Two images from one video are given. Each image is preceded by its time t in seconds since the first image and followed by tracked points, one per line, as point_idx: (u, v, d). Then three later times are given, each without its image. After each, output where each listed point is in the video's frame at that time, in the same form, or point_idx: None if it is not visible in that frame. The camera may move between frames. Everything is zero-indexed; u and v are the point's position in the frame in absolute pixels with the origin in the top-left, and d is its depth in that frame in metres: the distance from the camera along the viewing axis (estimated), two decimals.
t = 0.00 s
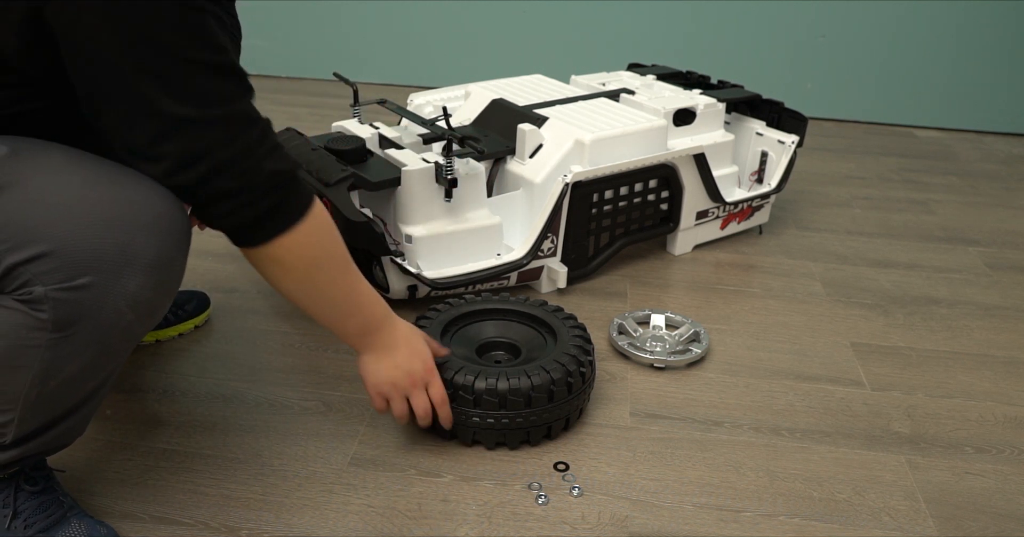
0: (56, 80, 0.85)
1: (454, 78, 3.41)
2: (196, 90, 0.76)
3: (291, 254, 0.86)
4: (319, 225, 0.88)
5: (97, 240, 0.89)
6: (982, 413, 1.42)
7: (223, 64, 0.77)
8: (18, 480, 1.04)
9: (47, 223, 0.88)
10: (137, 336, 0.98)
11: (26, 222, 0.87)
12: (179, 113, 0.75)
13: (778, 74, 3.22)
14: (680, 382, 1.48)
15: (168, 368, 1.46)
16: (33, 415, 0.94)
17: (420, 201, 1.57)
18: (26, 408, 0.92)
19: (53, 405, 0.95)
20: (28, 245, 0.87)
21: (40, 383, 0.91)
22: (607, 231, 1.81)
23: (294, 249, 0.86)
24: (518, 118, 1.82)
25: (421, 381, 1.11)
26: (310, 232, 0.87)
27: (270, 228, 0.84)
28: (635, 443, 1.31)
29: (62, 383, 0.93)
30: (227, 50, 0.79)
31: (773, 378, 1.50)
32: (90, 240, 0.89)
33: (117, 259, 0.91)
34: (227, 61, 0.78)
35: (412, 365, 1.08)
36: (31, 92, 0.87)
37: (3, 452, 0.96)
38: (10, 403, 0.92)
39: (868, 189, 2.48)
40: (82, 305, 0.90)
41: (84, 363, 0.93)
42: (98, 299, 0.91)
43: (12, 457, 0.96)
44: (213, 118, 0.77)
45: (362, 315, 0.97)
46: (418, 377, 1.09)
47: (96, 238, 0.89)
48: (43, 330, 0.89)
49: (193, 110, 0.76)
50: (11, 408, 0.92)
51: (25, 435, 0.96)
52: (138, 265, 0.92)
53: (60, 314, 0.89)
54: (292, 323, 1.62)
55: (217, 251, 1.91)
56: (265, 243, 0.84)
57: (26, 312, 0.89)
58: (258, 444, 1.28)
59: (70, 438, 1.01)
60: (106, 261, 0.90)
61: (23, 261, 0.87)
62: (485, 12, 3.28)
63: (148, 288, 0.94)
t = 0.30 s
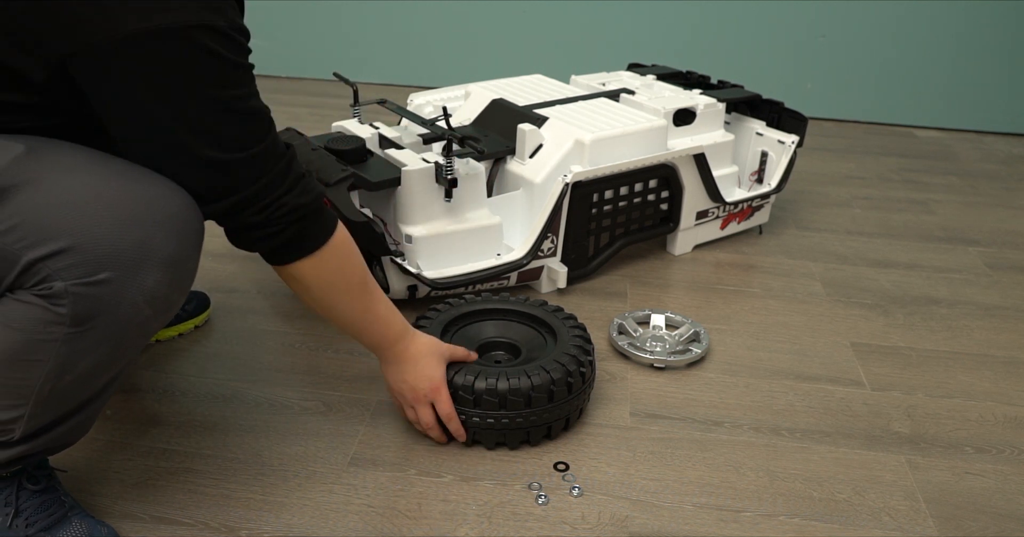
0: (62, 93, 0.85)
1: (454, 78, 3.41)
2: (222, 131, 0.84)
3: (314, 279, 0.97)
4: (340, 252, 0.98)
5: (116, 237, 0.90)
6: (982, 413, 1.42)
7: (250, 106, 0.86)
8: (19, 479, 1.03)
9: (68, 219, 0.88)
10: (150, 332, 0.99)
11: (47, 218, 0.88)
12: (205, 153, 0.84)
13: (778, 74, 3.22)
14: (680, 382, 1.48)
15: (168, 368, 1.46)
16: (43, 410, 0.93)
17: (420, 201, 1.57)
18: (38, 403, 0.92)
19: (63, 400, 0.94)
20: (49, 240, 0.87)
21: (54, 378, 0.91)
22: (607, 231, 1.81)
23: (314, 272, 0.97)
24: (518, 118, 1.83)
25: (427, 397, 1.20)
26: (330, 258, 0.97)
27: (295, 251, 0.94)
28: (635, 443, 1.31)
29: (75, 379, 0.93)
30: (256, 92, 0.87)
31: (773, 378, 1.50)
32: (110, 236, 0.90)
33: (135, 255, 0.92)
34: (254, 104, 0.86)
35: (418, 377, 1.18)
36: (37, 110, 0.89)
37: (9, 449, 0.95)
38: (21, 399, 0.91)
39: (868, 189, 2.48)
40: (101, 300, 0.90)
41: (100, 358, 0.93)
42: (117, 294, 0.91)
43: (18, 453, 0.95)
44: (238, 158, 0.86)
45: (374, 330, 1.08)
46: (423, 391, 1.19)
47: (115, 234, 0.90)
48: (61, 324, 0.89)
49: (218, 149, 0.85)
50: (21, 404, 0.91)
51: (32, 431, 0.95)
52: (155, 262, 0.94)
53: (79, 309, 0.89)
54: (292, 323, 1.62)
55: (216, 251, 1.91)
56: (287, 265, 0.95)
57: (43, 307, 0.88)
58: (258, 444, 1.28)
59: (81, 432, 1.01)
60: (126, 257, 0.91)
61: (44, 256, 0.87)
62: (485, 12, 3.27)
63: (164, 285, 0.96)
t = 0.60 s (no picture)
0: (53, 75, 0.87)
1: (454, 78, 3.41)
2: (187, 89, 0.78)
3: (298, 251, 0.87)
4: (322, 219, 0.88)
5: (119, 240, 0.90)
6: (982, 413, 1.42)
7: (221, 64, 0.79)
8: (19, 479, 1.03)
9: (72, 222, 0.88)
10: (152, 336, 0.99)
11: (50, 220, 0.88)
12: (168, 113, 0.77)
13: (778, 74, 3.22)
14: (680, 382, 1.48)
15: (168, 368, 1.46)
16: (43, 412, 0.93)
17: (420, 201, 1.57)
18: (37, 404, 0.92)
19: (62, 403, 0.94)
20: (52, 243, 0.87)
21: (54, 380, 0.91)
22: (607, 231, 1.81)
23: (296, 246, 0.86)
24: (519, 118, 1.83)
25: (436, 363, 1.08)
26: (313, 228, 0.87)
27: (268, 225, 0.84)
28: (635, 443, 1.31)
29: (75, 381, 0.93)
30: (232, 54, 0.81)
31: (773, 378, 1.50)
32: (113, 240, 0.90)
33: (138, 259, 0.92)
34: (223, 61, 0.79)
35: (426, 351, 1.06)
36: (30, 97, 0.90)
37: (9, 450, 0.95)
38: (21, 400, 0.91)
39: (868, 189, 2.48)
40: (102, 304, 0.90)
41: (100, 361, 0.93)
42: (119, 298, 0.91)
43: (17, 454, 0.95)
44: (198, 117, 0.78)
45: (370, 304, 0.97)
46: (430, 359, 1.07)
47: (118, 238, 0.90)
48: (62, 327, 0.89)
49: (182, 107, 0.77)
50: (21, 405, 0.91)
51: (32, 432, 0.95)
52: (158, 267, 0.94)
53: (81, 312, 0.89)
54: (293, 323, 1.62)
55: (217, 251, 1.91)
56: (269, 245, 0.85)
57: (45, 309, 0.88)
58: (259, 444, 1.28)
59: (81, 433, 1.01)
60: (129, 261, 0.91)
61: (46, 258, 0.87)
62: (485, 12, 3.27)
63: (166, 289, 0.95)
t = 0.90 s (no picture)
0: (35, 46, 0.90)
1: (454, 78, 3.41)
2: None
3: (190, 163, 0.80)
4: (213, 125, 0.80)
5: (98, 237, 0.90)
6: (981, 413, 1.42)
7: None
8: (18, 480, 1.04)
9: (50, 217, 0.88)
10: (135, 333, 0.99)
11: (29, 215, 0.87)
12: None
13: (777, 74, 3.22)
14: (680, 382, 1.48)
15: (168, 368, 1.46)
16: (30, 412, 0.94)
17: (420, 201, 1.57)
18: (23, 404, 0.92)
19: (50, 402, 0.95)
20: (29, 239, 0.87)
21: (37, 379, 0.92)
22: (608, 231, 1.81)
23: (187, 163, 0.79)
24: (519, 118, 1.83)
25: (368, 277, 0.90)
26: (203, 138, 0.79)
27: (160, 148, 0.77)
28: (635, 443, 1.31)
29: (59, 379, 0.93)
30: None
31: (773, 378, 1.50)
32: (92, 236, 0.90)
33: (118, 256, 0.92)
34: None
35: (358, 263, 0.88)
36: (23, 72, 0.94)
37: None
38: (7, 398, 0.92)
39: (868, 189, 2.48)
40: (81, 301, 0.90)
41: (83, 359, 0.94)
42: (98, 295, 0.91)
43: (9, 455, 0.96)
44: (93, 31, 0.72)
45: (289, 220, 0.88)
46: (359, 272, 0.89)
47: (98, 235, 0.90)
48: (42, 325, 0.89)
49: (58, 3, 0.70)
50: (9, 404, 0.92)
51: (22, 433, 0.96)
52: (138, 264, 0.94)
53: (59, 309, 0.89)
54: (293, 323, 1.62)
55: (217, 251, 1.91)
56: (155, 158, 0.78)
57: (25, 307, 0.89)
58: (258, 444, 1.28)
59: (78, 430, 1.02)
60: (108, 258, 0.91)
61: (24, 255, 0.87)
62: (485, 12, 3.27)
63: (146, 286, 0.96)
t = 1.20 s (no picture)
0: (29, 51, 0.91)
1: (454, 78, 3.41)
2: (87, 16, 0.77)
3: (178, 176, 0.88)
4: (219, 149, 0.88)
5: (79, 237, 0.91)
6: (980, 412, 1.42)
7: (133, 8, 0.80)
8: (17, 480, 1.04)
9: (32, 219, 0.88)
10: (123, 333, 0.99)
11: (10, 217, 0.88)
12: (43, 15, 0.76)
13: (777, 74, 3.22)
14: (680, 382, 1.48)
15: (168, 368, 1.46)
16: (21, 415, 0.94)
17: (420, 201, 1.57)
18: (14, 407, 0.93)
19: (41, 404, 0.95)
20: (10, 241, 0.88)
21: (26, 382, 0.92)
22: (607, 231, 1.81)
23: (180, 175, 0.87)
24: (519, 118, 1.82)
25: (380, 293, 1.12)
26: (198, 153, 0.87)
27: (150, 154, 0.85)
28: (635, 443, 1.31)
29: (50, 381, 0.94)
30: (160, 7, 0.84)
31: (773, 378, 1.50)
32: (73, 236, 0.90)
33: (99, 256, 0.92)
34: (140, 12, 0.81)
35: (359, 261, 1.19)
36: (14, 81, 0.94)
37: None
38: None
39: (868, 189, 2.48)
40: (65, 302, 0.91)
41: (71, 361, 0.94)
42: (82, 295, 0.92)
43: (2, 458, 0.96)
44: (95, 48, 0.79)
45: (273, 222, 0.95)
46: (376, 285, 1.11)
47: (79, 235, 0.91)
48: (27, 328, 0.90)
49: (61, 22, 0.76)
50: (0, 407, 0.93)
51: (14, 436, 0.96)
52: (120, 263, 0.94)
53: (43, 311, 0.90)
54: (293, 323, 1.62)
55: (217, 251, 1.91)
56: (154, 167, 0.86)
57: (9, 310, 0.90)
58: (258, 444, 1.27)
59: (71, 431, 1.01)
60: (90, 257, 0.91)
61: (6, 258, 0.87)
62: (485, 12, 3.27)
63: (130, 285, 0.96)
